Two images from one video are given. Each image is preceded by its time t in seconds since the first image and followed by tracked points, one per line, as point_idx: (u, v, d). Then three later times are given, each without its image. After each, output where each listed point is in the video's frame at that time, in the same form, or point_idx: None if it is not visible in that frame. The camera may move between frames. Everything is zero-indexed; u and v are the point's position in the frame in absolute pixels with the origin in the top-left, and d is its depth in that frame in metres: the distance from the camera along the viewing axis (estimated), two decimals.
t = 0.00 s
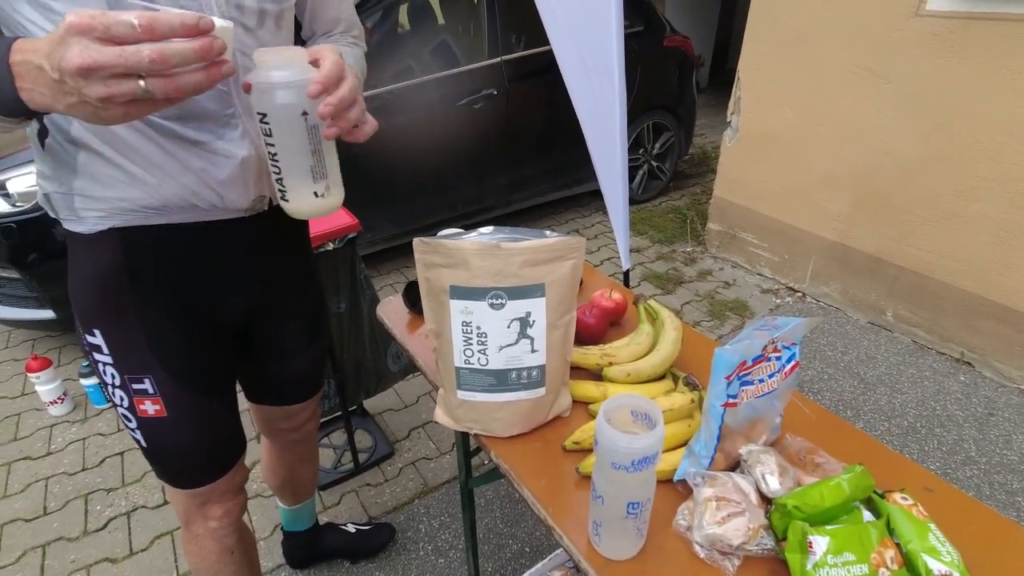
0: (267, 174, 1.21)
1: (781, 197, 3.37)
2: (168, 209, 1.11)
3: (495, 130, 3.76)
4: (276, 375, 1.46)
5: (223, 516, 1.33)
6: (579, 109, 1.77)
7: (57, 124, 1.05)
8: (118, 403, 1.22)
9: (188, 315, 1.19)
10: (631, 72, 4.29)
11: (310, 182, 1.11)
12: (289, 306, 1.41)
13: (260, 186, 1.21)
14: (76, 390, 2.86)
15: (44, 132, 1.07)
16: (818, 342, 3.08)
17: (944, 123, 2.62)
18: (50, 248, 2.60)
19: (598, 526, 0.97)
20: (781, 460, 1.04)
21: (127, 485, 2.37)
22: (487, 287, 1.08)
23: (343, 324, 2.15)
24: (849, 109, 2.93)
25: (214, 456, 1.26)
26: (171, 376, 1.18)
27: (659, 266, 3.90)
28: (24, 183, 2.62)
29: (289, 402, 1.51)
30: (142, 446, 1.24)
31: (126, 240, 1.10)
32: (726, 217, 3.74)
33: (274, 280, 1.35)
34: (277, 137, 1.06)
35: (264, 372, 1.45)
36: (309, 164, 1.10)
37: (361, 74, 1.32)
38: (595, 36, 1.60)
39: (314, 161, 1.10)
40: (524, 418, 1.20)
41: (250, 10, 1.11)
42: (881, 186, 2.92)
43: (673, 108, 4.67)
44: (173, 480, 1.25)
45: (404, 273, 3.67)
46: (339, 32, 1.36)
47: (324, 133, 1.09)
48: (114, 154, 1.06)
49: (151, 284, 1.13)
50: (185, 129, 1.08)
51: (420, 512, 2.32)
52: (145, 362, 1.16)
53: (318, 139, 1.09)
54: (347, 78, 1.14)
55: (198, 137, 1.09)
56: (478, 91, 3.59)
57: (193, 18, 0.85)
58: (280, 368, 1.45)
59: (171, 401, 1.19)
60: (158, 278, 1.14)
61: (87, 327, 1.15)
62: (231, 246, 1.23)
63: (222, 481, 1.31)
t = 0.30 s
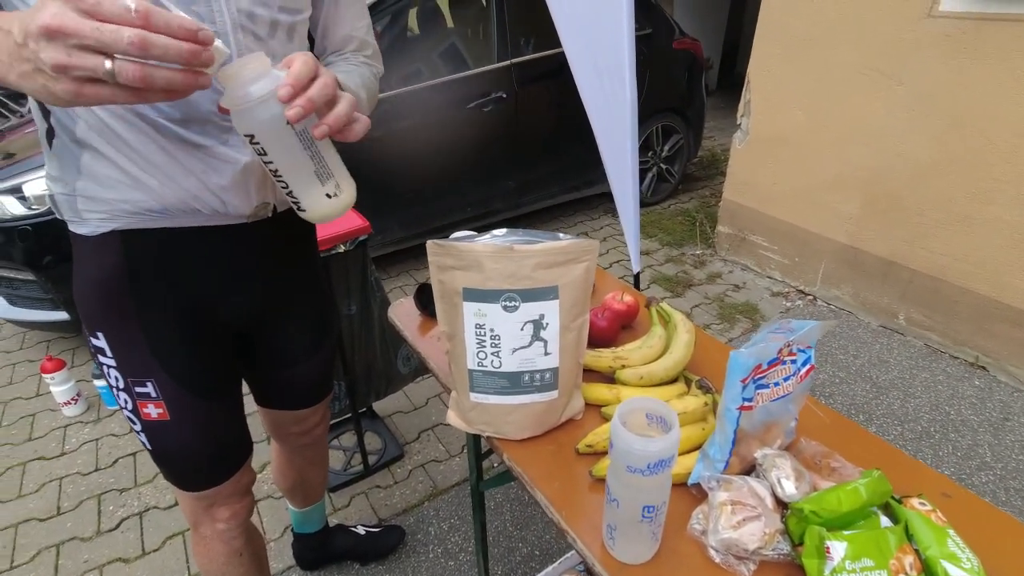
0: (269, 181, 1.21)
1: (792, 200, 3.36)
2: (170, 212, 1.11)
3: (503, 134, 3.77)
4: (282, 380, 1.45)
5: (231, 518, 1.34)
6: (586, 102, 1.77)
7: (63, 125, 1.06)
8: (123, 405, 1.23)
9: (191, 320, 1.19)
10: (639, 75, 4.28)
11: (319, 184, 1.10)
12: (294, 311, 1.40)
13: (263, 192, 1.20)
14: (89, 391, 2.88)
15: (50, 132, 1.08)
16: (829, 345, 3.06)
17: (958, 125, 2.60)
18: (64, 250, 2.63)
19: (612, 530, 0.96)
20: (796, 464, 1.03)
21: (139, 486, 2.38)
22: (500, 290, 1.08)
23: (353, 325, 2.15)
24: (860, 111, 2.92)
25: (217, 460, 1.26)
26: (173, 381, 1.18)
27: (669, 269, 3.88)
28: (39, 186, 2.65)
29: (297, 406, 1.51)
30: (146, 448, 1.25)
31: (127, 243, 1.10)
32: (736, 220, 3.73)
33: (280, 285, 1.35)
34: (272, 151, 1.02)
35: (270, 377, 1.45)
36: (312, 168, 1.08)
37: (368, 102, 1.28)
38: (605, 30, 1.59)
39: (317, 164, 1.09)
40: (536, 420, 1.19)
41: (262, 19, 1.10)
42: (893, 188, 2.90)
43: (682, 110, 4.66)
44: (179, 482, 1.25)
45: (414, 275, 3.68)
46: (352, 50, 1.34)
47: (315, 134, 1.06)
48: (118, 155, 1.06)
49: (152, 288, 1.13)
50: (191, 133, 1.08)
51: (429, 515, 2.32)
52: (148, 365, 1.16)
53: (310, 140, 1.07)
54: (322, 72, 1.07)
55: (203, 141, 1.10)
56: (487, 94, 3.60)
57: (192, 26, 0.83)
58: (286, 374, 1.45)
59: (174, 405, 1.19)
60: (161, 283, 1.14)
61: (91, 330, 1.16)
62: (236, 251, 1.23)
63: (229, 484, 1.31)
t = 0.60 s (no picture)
0: (286, 187, 1.21)
1: (809, 201, 3.32)
2: (188, 216, 1.11)
3: (519, 136, 3.77)
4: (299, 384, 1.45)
5: (249, 520, 1.34)
6: (603, 105, 1.75)
7: (84, 127, 1.06)
8: (143, 408, 1.24)
9: (207, 325, 1.19)
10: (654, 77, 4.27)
11: (346, 187, 1.11)
12: (311, 317, 1.40)
13: (279, 197, 1.20)
14: (111, 391, 2.92)
15: (73, 135, 1.08)
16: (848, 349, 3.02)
17: (981, 126, 2.57)
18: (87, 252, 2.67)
19: (635, 535, 0.96)
20: (822, 470, 1.02)
21: (160, 486, 2.41)
22: (522, 294, 1.08)
23: (370, 328, 2.16)
24: (880, 112, 2.88)
25: (235, 463, 1.26)
26: (190, 385, 1.19)
27: (684, 271, 3.86)
28: (63, 189, 2.70)
29: (313, 409, 1.52)
30: (165, 450, 1.26)
31: (144, 248, 1.11)
32: (753, 222, 3.70)
33: (296, 289, 1.35)
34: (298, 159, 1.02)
35: (287, 380, 1.45)
36: (339, 171, 1.09)
37: (389, 111, 1.28)
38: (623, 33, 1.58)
39: (342, 167, 1.09)
40: (556, 424, 1.19)
41: (286, 28, 1.11)
42: (913, 190, 2.86)
43: (697, 111, 4.63)
44: (198, 485, 1.26)
45: (429, 278, 3.70)
46: (370, 65, 1.34)
47: (338, 139, 1.06)
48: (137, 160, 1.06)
49: (169, 293, 1.14)
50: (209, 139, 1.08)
51: (445, 517, 2.32)
52: (165, 369, 1.17)
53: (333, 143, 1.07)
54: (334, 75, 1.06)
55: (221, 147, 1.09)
56: (502, 97, 3.61)
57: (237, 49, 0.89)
58: (303, 378, 1.45)
59: (191, 409, 1.20)
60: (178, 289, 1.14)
61: (111, 334, 1.18)
62: (253, 256, 1.23)
63: (247, 485, 1.32)
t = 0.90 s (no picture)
0: (296, 190, 1.19)
1: (824, 202, 3.29)
2: (200, 218, 1.09)
3: (530, 137, 3.77)
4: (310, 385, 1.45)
5: (261, 521, 1.35)
6: (618, 107, 1.72)
7: (97, 127, 1.04)
8: (155, 410, 1.24)
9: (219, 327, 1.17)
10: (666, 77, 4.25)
11: (363, 189, 1.11)
12: (321, 318, 1.40)
13: (290, 201, 1.18)
14: (128, 390, 2.95)
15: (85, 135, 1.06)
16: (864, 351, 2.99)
17: (1001, 125, 2.53)
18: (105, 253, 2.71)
19: (651, 540, 0.95)
20: (841, 476, 1.01)
21: (176, 484, 2.43)
22: (537, 296, 1.08)
23: (383, 329, 2.17)
24: (897, 112, 2.86)
25: (246, 465, 1.26)
26: (202, 387, 1.18)
27: (697, 273, 3.84)
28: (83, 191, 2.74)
29: (324, 411, 1.52)
30: (178, 452, 1.26)
31: (156, 248, 1.09)
32: (766, 222, 3.68)
33: (305, 290, 1.34)
34: (318, 160, 1.02)
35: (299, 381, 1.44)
36: (356, 172, 1.09)
37: (404, 120, 1.27)
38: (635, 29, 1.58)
39: (359, 169, 1.09)
40: (571, 427, 1.19)
41: (304, 35, 1.12)
42: (931, 191, 2.83)
43: (710, 112, 4.61)
44: (212, 487, 1.27)
45: (441, 278, 3.71)
46: (383, 80, 1.32)
47: (356, 140, 1.07)
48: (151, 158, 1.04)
49: (182, 296, 1.12)
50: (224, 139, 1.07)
51: (458, 518, 2.32)
52: (177, 372, 1.16)
53: (351, 144, 1.07)
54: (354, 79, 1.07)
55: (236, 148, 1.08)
56: (514, 98, 3.61)
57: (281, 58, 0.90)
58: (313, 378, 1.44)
59: (203, 411, 1.19)
60: (191, 291, 1.13)
61: (123, 337, 1.17)
62: (264, 258, 1.21)
63: (259, 487, 1.32)
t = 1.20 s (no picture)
0: (310, 194, 1.20)
1: (835, 204, 3.28)
2: (215, 222, 1.10)
3: (540, 137, 3.77)
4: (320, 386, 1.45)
5: (275, 524, 1.36)
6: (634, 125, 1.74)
7: (113, 130, 1.03)
8: (171, 415, 1.25)
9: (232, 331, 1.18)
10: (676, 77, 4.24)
11: (384, 192, 1.11)
12: (332, 320, 1.41)
13: (303, 205, 1.19)
14: (141, 388, 2.98)
15: (100, 140, 1.06)
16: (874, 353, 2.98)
17: (1015, 127, 2.52)
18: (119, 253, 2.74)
19: (664, 545, 0.95)
20: (854, 483, 1.01)
21: (189, 482, 2.45)
22: (551, 301, 1.08)
23: (394, 330, 2.18)
24: (909, 113, 2.84)
25: (260, 467, 1.27)
26: (216, 391, 1.19)
27: (705, 273, 3.83)
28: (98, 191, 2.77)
29: (335, 413, 1.53)
30: (193, 456, 1.27)
31: (173, 253, 1.10)
32: (776, 223, 3.66)
33: (316, 293, 1.34)
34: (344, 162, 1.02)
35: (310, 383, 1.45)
36: (380, 175, 1.10)
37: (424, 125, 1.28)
38: (648, 44, 1.61)
39: (382, 172, 1.10)
40: (584, 431, 1.19)
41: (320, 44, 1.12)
42: (943, 193, 2.81)
43: (720, 112, 4.59)
44: (226, 490, 1.28)
45: (449, 278, 3.72)
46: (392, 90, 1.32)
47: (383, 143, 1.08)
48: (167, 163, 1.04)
49: (196, 301, 1.13)
50: (240, 143, 1.07)
51: (467, 518, 2.33)
52: (192, 377, 1.17)
53: (377, 148, 1.08)
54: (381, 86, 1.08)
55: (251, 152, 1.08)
56: (524, 98, 3.62)
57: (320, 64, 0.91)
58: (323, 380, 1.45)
59: (218, 415, 1.20)
60: (205, 295, 1.14)
61: (139, 343, 1.18)
62: (277, 262, 1.21)
63: (272, 489, 1.34)
